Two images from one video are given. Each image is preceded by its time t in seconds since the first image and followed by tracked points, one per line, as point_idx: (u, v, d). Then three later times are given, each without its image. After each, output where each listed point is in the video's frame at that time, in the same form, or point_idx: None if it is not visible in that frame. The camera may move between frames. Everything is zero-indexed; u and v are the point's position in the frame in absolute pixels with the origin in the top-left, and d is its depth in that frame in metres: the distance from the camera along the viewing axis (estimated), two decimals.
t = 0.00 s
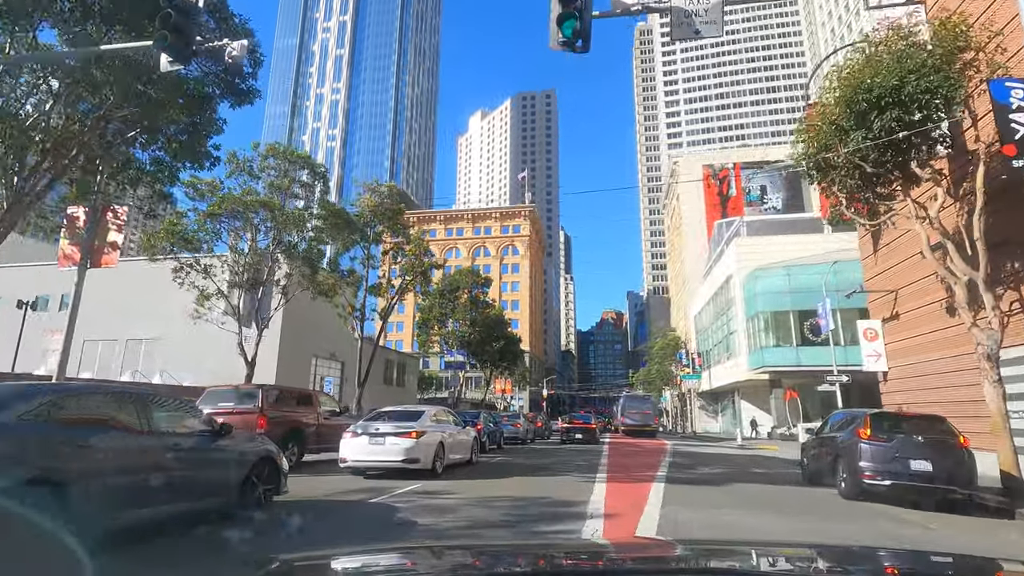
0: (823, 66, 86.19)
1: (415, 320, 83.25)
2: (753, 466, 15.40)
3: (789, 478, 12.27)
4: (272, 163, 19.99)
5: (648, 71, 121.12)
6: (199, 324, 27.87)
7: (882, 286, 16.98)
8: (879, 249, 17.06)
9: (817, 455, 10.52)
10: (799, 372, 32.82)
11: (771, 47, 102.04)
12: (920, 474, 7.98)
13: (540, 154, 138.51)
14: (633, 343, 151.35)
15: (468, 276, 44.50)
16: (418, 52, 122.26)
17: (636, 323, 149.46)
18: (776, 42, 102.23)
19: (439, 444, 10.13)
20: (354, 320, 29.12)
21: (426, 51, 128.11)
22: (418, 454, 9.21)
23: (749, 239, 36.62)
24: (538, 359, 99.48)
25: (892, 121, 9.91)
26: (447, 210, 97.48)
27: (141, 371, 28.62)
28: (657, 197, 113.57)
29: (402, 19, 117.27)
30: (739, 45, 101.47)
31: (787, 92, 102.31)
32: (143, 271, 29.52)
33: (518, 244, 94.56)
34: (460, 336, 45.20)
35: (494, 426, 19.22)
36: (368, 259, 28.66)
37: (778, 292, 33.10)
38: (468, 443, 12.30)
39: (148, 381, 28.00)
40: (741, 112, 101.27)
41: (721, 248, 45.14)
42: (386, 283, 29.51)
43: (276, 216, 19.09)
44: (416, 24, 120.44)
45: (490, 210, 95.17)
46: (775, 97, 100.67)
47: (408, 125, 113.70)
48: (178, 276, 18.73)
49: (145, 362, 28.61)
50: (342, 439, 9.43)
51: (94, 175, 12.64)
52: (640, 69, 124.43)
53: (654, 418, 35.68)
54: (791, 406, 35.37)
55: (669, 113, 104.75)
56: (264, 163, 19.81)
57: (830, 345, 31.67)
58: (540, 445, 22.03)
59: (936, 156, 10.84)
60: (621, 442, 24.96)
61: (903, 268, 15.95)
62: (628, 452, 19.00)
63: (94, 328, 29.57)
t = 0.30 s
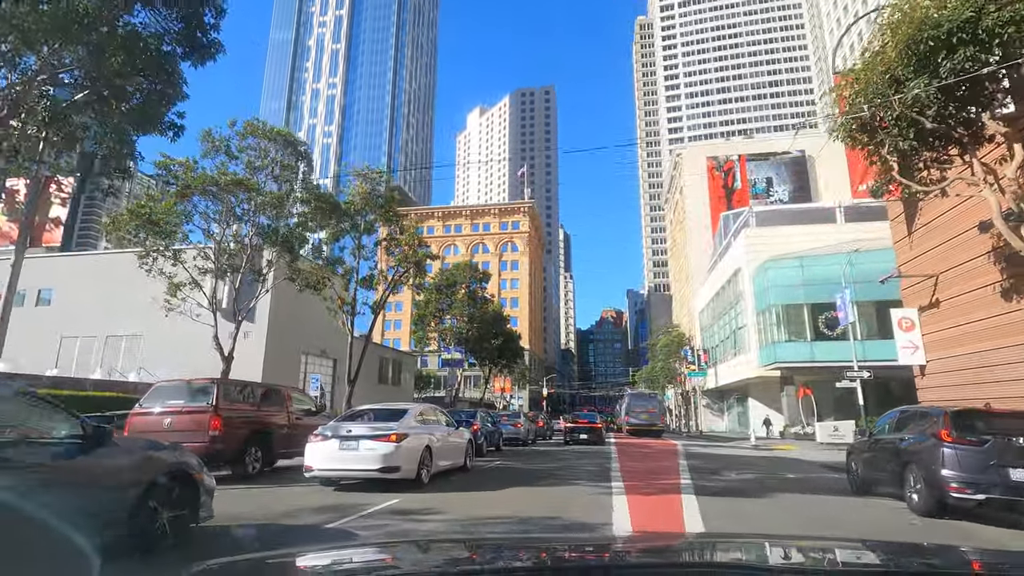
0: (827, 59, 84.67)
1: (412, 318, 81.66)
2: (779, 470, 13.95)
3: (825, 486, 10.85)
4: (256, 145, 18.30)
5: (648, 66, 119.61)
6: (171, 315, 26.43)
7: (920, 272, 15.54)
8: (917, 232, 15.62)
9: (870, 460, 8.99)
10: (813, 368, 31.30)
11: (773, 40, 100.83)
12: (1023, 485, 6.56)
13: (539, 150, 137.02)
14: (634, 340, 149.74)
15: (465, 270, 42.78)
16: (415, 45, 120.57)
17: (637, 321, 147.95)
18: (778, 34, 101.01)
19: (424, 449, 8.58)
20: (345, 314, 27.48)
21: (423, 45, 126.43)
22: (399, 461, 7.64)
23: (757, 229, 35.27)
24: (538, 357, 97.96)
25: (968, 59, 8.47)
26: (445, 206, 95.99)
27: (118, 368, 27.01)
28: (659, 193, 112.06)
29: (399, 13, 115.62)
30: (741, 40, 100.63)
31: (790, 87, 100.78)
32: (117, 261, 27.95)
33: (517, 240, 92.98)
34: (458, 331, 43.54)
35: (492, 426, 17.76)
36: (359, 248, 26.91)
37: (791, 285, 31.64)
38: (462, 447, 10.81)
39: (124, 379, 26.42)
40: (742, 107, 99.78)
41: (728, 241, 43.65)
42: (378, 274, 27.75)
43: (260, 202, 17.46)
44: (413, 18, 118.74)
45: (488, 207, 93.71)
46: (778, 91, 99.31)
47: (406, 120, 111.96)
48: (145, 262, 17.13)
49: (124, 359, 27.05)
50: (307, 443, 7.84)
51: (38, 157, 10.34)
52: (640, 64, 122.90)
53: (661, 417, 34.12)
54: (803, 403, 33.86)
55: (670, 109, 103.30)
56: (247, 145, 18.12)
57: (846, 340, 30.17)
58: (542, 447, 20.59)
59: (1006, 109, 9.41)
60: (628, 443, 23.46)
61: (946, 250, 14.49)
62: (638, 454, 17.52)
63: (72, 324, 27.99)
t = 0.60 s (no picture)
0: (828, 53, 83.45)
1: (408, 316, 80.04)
2: (807, 476, 12.54)
3: (869, 495, 9.45)
4: (229, 124, 16.70)
5: (646, 62, 118.29)
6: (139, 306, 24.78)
7: (959, 255, 14.13)
8: (955, 211, 14.22)
9: (941, 468, 7.50)
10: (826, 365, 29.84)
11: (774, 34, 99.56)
12: None
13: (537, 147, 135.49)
14: (634, 339, 148.12)
15: (461, 264, 41.42)
16: (411, 41, 118.95)
17: (636, 320, 146.48)
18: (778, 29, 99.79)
19: (402, 455, 7.09)
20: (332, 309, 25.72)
21: (420, 41, 124.78)
22: (367, 472, 6.12)
23: (765, 219, 33.85)
24: (536, 356, 96.37)
25: None
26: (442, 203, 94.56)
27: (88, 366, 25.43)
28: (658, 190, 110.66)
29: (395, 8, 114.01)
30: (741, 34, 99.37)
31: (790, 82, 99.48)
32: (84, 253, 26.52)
33: (514, 237, 91.48)
34: (453, 329, 41.92)
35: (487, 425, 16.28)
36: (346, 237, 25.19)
37: (802, 277, 30.22)
38: (450, 450, 9.38)
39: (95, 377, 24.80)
40: (743, 103, 98.41)
41: (733, 234, 42.24)
42: (367, 266, 26.05)
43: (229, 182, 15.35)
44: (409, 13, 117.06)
45: (485, 203, 92.30)
46: (779, 86, 98.02)
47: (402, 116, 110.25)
48: (103, 246, 15.80)
49: (100, 358, 25.49)
50: (253, 449, 6.31)
51: None
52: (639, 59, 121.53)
53: (665, 416, 32.63)
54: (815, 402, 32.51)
55: (669, 104, 101.97)
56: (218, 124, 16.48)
57: (860, 335, 28.70)
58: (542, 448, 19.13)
59: None
60: (634, 444, 21.99)
61: (990, 231, 13.11)
62: (647, 457, 16.07)
63: (43, 319, 26.39)
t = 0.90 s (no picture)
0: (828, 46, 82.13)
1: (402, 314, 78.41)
2: (834, 484, 11.24)
3: (919, 507, 8.20)
4: (197, 99, 15.28)
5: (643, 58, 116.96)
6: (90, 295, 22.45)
7: (1002, 236, 12.83)
8: (998, 188, 12.93)
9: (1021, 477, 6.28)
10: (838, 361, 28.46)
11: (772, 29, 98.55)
12: None
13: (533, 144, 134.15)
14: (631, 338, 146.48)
15: (456, 258, 40.13)
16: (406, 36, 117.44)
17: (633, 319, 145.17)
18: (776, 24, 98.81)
19: (366, 465, 5.84)
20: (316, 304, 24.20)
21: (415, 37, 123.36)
22: (312, 490, 4.87)
23: (772, 211, 32.50)
24: (533, 355, 94.89)
25: None
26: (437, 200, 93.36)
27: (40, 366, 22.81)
28: (656, 187, 109.31)
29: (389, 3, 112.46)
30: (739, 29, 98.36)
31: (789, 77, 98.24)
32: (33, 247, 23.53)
33: (510, 235, 90.05)
34: (447, 325, 40.35)
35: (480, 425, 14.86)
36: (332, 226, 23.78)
37: (812, 269, 28.87)
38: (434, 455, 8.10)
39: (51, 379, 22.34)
40: (741, 98, 97.09)
41: (737, 227, 40.85)
42: (356, 259, 24.49)
43: (194, 158, 13.88)
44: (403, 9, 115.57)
45: (481, 200, 90.99)
46: (777, 81, 97.00)
47: (397, 112, 108.70)
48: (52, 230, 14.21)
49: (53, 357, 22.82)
50: (169, 463, 5.08)
51: None
52: (636, 55, 120.45)
53: (669, 415, 31.27)
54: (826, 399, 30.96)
55: (667, 100, 100.68)
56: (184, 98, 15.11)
57: (874, 329, 27.31)
58: (541, 451, 17.77)
59: None
60: (638, 445, 20.67)
61: None
62: (655, 460, 14.71)
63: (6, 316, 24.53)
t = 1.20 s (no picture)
0: (827, 41, 81.18)
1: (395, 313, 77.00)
2: (864, 492, 10.10)
3: (979, 523, 7.04)
4: (157, 69, 13.84)
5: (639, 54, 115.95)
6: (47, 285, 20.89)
7: None
8: None
9: None
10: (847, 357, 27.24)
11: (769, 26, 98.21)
12: None
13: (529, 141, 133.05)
14: (627, 337, 145.30)
15: (449, 253, 38.82)
16: (400, 31, 115.75)
17: (629, 318, 144.10)
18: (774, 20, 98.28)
19: (304, 480, 4.86)
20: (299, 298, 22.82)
21: (409, 33, 121.84)
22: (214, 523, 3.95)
23: (775, 202, 31.29)
24: (528, 354, 93.49)
25: None
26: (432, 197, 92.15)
27: None
28: (652, 184, 108.25)
29: None
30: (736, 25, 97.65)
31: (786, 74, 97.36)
32: None
33: (505, 232, 88.69)
34: (440, 323, 38.90)
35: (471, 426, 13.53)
36: (314, 214, 22.33)
37: (820, 261, 27.62)
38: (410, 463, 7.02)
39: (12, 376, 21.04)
40: (738, 94, 96.15)
41: (739, 219, 39.63)
42: (341, 249, 22.93)
43: (149, 131, 12.51)
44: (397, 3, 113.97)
45: (476, 197, 89.72)
46: (775, 78, 96.24)
47: (390, 108, 107.18)
48: None
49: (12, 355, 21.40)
50: (37, 486, 4.16)
51: None
52: (632, 51, 119.35)
53: (669, 415, 30.12)
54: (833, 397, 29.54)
55: (663, 97, 99.66)
56: (142, 66, 13.60)
57: (885, 324, 26.15)
58: (537, 453, 16.53)
59: None
60: (640, 446, 19.44)
61: None
62: (661, 464, 13.46)
63: None
